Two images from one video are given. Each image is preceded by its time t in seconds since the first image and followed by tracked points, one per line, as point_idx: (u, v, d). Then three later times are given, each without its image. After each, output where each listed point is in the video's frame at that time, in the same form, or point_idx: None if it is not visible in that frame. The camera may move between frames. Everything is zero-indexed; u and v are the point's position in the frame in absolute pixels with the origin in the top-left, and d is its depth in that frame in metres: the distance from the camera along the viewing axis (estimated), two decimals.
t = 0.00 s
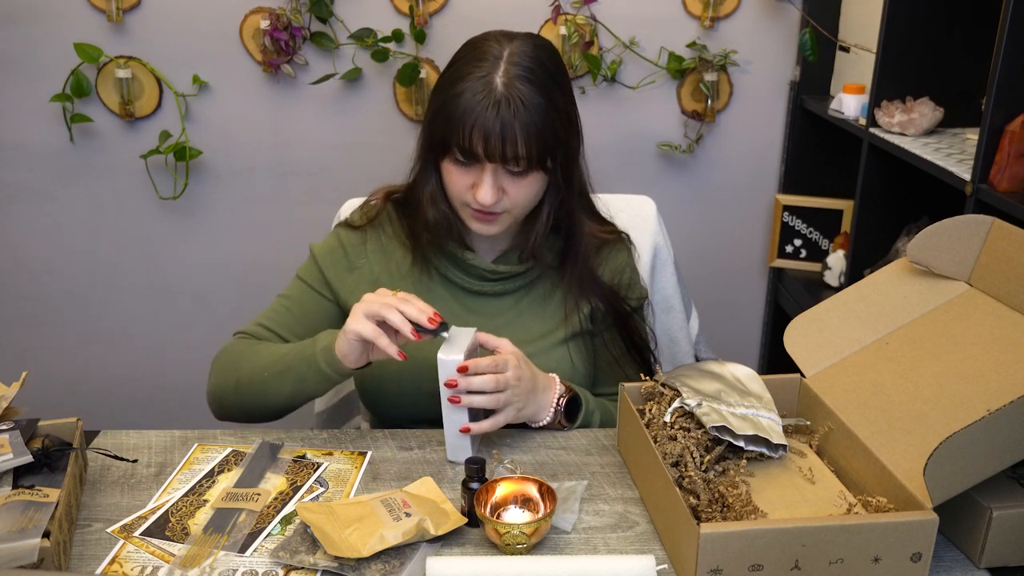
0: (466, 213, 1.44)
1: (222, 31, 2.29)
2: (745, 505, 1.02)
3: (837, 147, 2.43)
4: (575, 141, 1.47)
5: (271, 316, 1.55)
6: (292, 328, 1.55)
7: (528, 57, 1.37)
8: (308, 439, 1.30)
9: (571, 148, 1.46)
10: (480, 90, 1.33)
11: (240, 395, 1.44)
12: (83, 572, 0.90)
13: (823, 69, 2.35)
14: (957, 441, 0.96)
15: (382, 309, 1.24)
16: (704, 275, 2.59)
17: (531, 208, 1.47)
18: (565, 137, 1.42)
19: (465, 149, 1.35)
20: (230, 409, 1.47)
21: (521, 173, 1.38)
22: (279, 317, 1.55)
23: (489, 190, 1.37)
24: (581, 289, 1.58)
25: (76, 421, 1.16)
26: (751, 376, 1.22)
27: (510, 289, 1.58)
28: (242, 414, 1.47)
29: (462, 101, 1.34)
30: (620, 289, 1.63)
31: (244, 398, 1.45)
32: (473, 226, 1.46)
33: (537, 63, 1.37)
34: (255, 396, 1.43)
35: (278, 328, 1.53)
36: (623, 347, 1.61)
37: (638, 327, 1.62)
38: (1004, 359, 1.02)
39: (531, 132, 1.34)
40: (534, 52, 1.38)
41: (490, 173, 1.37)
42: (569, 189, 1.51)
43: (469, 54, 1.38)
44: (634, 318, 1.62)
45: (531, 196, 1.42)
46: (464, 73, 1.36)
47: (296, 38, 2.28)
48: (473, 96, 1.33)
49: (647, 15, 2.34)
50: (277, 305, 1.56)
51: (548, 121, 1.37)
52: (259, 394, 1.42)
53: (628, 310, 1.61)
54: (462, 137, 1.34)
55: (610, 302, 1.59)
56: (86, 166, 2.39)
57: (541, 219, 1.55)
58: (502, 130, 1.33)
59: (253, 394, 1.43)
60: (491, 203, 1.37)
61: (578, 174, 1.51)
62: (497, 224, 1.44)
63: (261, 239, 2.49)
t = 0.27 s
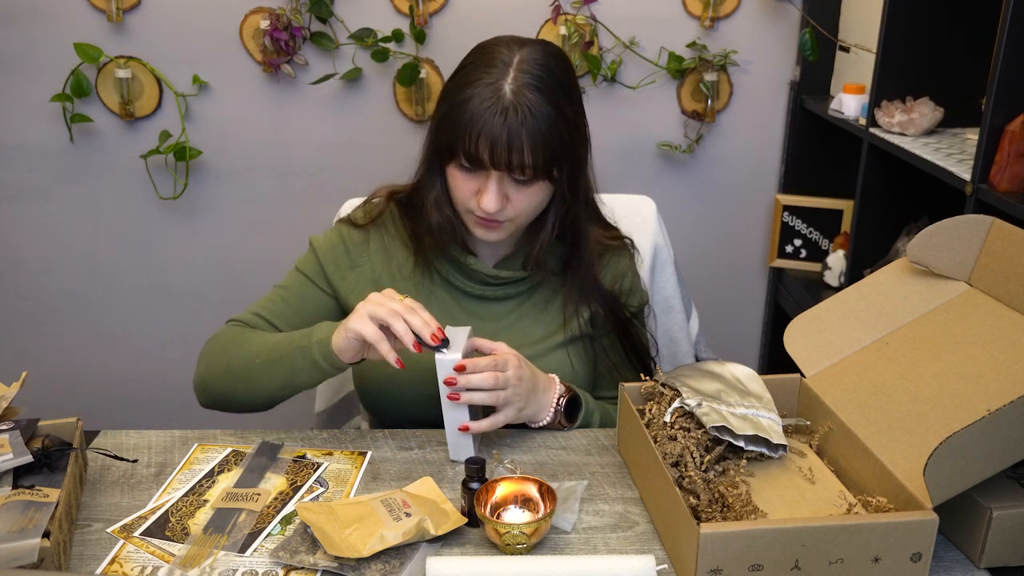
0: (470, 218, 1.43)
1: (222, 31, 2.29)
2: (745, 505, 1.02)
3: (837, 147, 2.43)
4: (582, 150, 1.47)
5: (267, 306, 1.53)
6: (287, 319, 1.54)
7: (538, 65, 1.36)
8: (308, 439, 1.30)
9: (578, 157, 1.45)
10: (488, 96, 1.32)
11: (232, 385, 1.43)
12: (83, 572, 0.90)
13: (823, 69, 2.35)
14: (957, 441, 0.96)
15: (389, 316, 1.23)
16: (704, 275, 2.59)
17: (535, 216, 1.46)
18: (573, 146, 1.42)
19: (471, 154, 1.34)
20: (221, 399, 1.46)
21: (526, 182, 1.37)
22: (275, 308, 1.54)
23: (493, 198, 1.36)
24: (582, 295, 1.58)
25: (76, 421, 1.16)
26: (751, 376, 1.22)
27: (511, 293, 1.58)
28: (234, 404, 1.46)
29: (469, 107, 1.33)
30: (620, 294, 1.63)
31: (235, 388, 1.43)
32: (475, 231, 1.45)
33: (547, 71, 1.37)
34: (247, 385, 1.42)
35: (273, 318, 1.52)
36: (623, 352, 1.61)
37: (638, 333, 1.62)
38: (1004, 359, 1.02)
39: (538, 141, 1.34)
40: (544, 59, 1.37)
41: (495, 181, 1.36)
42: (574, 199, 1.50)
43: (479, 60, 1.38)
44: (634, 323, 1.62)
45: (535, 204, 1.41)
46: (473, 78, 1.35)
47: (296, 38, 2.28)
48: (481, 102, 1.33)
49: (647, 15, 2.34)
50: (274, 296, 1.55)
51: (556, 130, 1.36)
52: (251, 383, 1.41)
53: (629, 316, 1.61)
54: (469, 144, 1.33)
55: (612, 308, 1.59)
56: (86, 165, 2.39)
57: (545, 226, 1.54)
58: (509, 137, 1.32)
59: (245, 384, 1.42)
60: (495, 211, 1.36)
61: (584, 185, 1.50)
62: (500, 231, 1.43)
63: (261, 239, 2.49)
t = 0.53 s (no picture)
0: (473, 225, 1.43)
1: (223, 31, 2.29)
2: (745, 505, 1.02)
3: (837, 147, 2.43)
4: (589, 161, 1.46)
5: (266, 305, 1.53)
6: (285, 317, 1.54)
7: (548, 76, 1.35)
8: (308, 439, 1.30)
9: (585, 168, 1.44)
10: (497, 107, 1.32)
11: (232, 382, 1.43)
12: (83, 572, 0.90)
13: (823, 69, 2.35)
14: (957, 441, 0.96)
15: (389, 319, 1.23)
16: (704, 275, 2.59)
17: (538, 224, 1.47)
18: (580, 158, 1.41)
19: (477, 164, 1.34)
20: (221, 397, 1.46)
21: (531, 193, 1.37)
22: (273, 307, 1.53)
23: (497, 207, 1.36)
24: (584, 300, 1.58)
25: (76, 421, 1.16)
26: (751, 376, 1.22)
27: (512, 297, 1.58)
28: (233, 401, 1.46)
29: (477, 116, 1.32)
30: (621, 298, 1.64)
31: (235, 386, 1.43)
32: (478, 237, 1.46)
33: (556, 82, 1.36)
34: (246, 383, 1.42)
35: (273, 316, 1.52)
36: (622, 355, 1.61)
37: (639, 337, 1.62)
38: (1004, 359, 1.02)
39: (545, 153, 1.33)
40: (555, 70, 1.36)
41: (499, 191, 1.36)
42: (580, 210, 1.49)
43: (488, 68, 1.37)
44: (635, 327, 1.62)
45: (539, 214, 1.41)
46: (482, 88, 1.34)
47: (296, 38, 2.28)
48: (489, 112, 1.32)
49: (647, 14, 2.34)
50: (274, 294, 1.55)
51: (563, 142, 1.35)
52: (251, 381, 1.41)
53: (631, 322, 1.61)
54: (475, 153, 1.33)
55: (613, 313, 1.58)
56: (87, 165, 2.39)
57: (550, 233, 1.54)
58: (515, 149, 1.32)
59: (245, 381, 1.42)
60: (499, 220, 1.37)
61: (590, 195, 1.49)
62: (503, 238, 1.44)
63: (261, 239, 2.48)
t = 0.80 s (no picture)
0: (474, 225, 1.44)
1: (223, 31, 2.29)
2: (745, 505, 1.02)
3: (837, 147, 2.43)
4: (592, 166, 1.45)
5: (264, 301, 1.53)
6: (285, 312, 1.54)
7: (552, 80, 1.35)
8: (308, 440, 1.30)
9: (588, 172, 1.44)
10: (499, 110, 1.31)
11: (228, 379, 1.43)
12: (83, 572, 0.90)
13: (823, 69, 2.35)
14: (957, 441, 0.96)
15: (390, 321, 1.23)
16: (704, 275, 2.59)
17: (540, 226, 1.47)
18: (582, 163, 1.41)
19: (479, 166, 1.34)
20: (218, 392, 1.46)
21: (533, 196, 1.37)
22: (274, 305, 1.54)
23: (499, 209, 1.37)
24: (585, 301, 1.58)
25: (76, 421, 1.16)
26: (751, 376, 1.22)
27: (513, 297, 1.58)
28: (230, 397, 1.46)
29: (479, 119, 1.32)
30: (621, 298, 1.63)
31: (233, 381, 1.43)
32: (478, 238, 1.46)
33: (560, 87, 1.35)
34: (242, 378, 1.42)
35: (272, 311, 1.52)
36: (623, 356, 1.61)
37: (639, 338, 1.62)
38: (1004, 359, 1.02)
39: (548, 156, 1.33)
40: (559, 74, 1.36)
41: (501, 194, 1.36)
42: (583, 214, 1.49)
43: (492, 71, 1.36)
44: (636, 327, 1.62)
45: (539, 218, 1.41)
46: (485, 90, 1.34)
47: (296, 38, 2.28)
48: (492, 115, 1.32)
49: (647, 15, 2.34)
50: (274, 289, 1.56)
51: (566, 145, 1.35)
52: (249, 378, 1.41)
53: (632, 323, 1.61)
54: (478, 156, 1.33)
55: (614, 313, 1.58)
56: (87, 165, 2.39)
57: (553, 236, 1.54)
58: (517, 152, 1.31)
59: (240, 376, 1.42)
60: (500, 221, 1.37)
61: (594, 199, 1.49)
62: (504, 239, 1.44)
63: (261, 239, 2.48)
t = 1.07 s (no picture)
0: (472, 223, 1.43)
1: (223, 31, 2.30)
2: (745, 505, 1.02)
3: (837, 147, 2.43)
4: (592, 163, 1.45)
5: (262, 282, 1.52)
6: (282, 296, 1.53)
7: (551, 74, 1.35)
8: (308, 439, 1.30)
9: (588, 168, 1.44)
10: (498, 104, 1.32)
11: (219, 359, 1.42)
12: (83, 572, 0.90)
13: (823, 69, 2.35)
14: (957, 441, 0.96)
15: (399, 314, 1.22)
16: (704, 275, 2.59)
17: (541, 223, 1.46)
18: (582, 157, 1.41)
19: (478, 161, 1.34)
20: (206, 368, 1.44)
21: (532, 190, 1.37)
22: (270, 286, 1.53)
23: (498, 204, 1.36)
24: (586, 300, 1.58)
25: (76, 421, 1.16)
26: (751, 376, 1.22)
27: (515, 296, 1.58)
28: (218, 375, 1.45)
29: (478, 113, 1.32)
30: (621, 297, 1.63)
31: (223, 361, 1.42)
32: (478, 234, 1.45)
33: (559, 81, 1.35)
34: (234, 359, 1.41)
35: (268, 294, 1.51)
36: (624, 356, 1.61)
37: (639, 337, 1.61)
38: (1004, 360, 1.02)
39: (547, 150, 1.33)
40: (558, 68, 1.36)
41: (500, 187, 1.36)
42: (583, 211, 1.48)
43: (492, 66, 1.37)
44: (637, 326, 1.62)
45: (539, 213, 1.41)
46: (484, 85, 1.35)
47: (296, 38, 2.28)
48: (491, 108, 1.32)
49: (647, 15, 2.34)
50: (271, 272, 1.54)
51: (565, 140, 1.35)
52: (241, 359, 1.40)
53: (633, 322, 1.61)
54: (477, 150, 1.33)
55: (614, 313, 1.58)
56: (87, 166, 2.39)
57: (554, 234, 1.53)
58: (516, 146, 1.31)
59: (232, 357, 1.41)
60: (499, 216, 1.37)
61: (594, 196, 1.49)
62: (504, 235, 1.43)
63: (260, 239, 2.48)
